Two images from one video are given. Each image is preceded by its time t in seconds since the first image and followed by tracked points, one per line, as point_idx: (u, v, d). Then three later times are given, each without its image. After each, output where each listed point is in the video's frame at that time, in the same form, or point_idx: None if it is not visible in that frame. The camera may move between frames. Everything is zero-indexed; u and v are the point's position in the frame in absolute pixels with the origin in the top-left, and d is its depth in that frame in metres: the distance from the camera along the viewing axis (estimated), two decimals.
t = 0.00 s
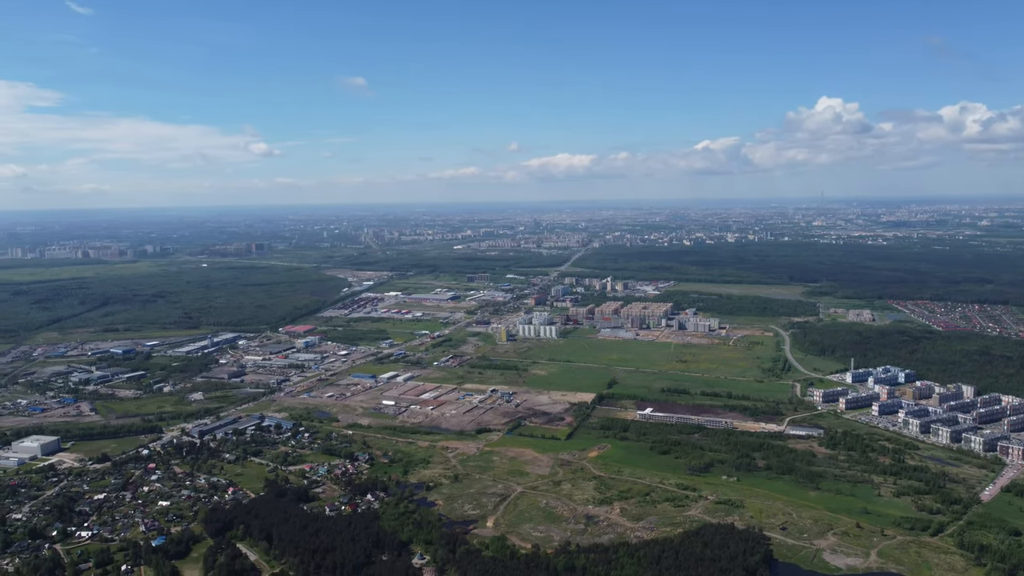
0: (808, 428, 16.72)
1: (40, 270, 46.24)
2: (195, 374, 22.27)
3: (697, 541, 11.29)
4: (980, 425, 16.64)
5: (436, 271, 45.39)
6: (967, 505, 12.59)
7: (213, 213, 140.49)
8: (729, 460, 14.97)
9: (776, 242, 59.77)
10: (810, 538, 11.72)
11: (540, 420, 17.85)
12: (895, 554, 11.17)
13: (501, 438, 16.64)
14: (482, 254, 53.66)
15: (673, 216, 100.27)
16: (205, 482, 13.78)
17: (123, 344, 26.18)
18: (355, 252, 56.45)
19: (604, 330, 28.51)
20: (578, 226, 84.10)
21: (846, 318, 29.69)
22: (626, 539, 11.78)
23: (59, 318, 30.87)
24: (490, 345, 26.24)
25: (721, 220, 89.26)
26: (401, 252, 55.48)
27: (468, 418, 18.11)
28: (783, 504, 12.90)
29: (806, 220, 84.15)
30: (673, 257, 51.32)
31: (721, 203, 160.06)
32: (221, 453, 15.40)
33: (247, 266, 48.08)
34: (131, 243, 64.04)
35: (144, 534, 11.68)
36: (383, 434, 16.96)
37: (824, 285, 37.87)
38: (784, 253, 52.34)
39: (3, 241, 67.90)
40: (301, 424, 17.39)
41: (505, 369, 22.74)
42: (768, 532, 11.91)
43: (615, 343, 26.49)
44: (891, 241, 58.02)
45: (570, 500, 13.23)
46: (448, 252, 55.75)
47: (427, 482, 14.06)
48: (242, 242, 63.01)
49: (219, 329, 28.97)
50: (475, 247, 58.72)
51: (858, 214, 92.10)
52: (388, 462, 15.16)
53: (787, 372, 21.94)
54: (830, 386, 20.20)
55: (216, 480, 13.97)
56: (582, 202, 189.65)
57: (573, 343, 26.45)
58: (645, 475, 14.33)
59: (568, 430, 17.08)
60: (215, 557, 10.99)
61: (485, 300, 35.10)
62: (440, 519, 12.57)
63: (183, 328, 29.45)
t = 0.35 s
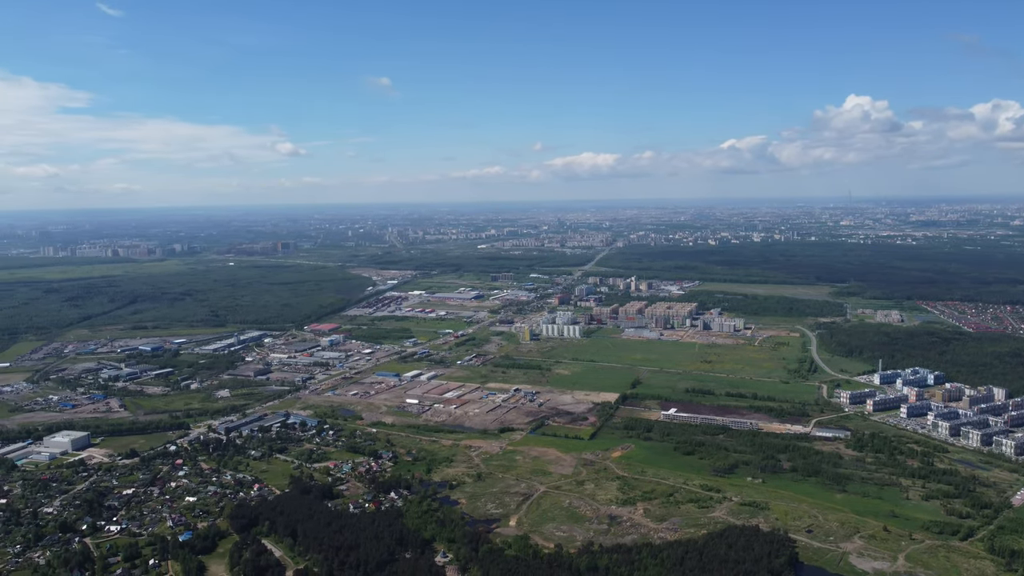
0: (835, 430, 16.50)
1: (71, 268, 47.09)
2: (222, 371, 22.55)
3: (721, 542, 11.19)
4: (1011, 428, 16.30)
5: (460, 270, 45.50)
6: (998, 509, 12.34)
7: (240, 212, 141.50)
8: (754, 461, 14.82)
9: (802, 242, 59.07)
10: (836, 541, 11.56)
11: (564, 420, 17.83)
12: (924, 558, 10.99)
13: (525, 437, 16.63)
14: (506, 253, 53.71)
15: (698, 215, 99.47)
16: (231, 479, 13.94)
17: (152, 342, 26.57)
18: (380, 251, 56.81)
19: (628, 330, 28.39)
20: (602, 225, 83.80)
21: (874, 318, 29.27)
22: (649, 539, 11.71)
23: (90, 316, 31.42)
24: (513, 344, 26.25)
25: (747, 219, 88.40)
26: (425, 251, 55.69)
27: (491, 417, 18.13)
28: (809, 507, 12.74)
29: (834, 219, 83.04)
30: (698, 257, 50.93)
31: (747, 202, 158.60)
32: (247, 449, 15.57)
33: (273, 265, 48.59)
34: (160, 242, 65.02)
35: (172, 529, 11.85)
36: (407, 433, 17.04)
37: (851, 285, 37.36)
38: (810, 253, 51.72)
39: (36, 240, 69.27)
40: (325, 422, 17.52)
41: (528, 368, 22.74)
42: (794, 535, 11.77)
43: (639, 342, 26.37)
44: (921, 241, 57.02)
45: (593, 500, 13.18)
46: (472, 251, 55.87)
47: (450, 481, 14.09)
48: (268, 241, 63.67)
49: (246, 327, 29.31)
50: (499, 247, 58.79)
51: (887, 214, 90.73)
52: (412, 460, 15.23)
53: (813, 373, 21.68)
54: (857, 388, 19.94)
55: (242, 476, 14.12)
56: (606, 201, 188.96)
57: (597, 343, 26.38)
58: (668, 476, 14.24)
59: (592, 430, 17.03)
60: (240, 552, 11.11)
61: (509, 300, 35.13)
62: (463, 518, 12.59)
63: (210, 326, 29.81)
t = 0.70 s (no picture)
0: (864, 432, 16.25)
1: (104, 266, 47.97)
2: (250, 368, 22.82)
3: (747, 544, 11.08)
4: None
5: (485, 269, 45.55)
6: None
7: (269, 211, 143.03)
8: (781, 463, 14.65)
9: (832, 241, 58.22)
10: (865, 544, 11.39)
11: (589, 420, 17.77)
12: (956, 564, 10.77)
13: (550, 436, 16.61)
14: (531, 253, 53.69)
15: (725, 214, 98.54)
16: (258, 475, 14.10)
17: (181, 339, 26.94)
18: (406, 250, 57.03)
19: (654, 330, 28.23)
20: (628, 224, 83.32)
21: (905, 319, 28.78)
22: (675, 541, 11.63)
23: (122, 313, 31.97)
24: (538, 344, 26.23)
25: (775, 218, 87.34)
26: (451, 250, 55.84)
27: (516, 416, 18.13)
28: (838, 509, 12.56)
29: (864, 218, 81.72)
30: (725, 257, 50.45)
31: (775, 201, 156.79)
32: (275, 446, 15.74)
33: (301, 263, 49.03)
34: (190, 240, 65.99)
35: (200, 524, 12.01)
36: (432, 431, 17.09)
37: (881, 286, 36.79)
38: (839, 253, 50.98)
39: (70, 238, 70.54)
40: (351, 420, 17.65)
41: (553, 368, 22.70)
42: (821, 538, 11.61)
43: (665, 342, 26.20)
44: (954, 241, 55.98)
45: (618, 501, 13.12)
46: (497, 250, 55.90)
47: (475, 480, 14.12)
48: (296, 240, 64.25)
49: (274, 325, 29.62)
50: (524, 246, 58.77)
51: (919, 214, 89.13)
52: (437, 458, 15.28)
53: (843, 374, 21.38)
54: (887, 390, 19.62)
55: (270, 473, 14.28)
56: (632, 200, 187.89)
57: (622, 343, 26.26)
58: (694, 477, 14.12)
59: (617, 430, 16.96)
60: (267, 548, 11.23)
61: (534, 299, 35.10)
62: (487, 517, 12.60)
63: (238, 324, 30.18)
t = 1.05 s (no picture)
0: (892, 435, 16.00)
1: (132, 265, 48.69)
2: (275, 366, 23.04)
3: (772, 547, 10.97)
4: None
5: (508, 269, 45.56)
6: None
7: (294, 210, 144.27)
8: (807, 465, 14.48)
9: (859, 241, 57.43)
10: (892, 548, 11.22)
11: (612, 420, 17.70)
12: (986, 569, 10.57)
13: (573, 436, 16.56)
14: (554, 252, 53.61)
15: (751, 214, 97.58)
16: (283, 472, 14.23)
17: (208, 337, 27.31)
18: (429, 249, 57.24)
19: (677, 330, 28.07)
20: (653, 223, 82.89)
21: (934, 320, 28.31)
22: (698, 542, 11.55)
23: (150, 311, 32.43)
24: (561, 343, 26.20)
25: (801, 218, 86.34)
26: (474, 250, 55.93)
27: (539, 415, 18.12)
28: (864, 512, 12.39)
29: (893, 218, 80.50)
30: (750, 256, 49.98)
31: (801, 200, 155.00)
32: (299, 444, 15.87)
33: (326, 262, 49.39)
34: (216, 239, 66.84)
35: (226, 520, 12.16)
36: (455, 430, 17.13)
37: (910, 286, 36.24)
38: (867, 253, 50.29)
39: (100, 237, 71.62)
40: (375, 418, 17.75)
41: (576, 368, 22.66)
42: (847, 541, 11.46)
43: (689, 343, 26.03)
44: (985, 241, 54.96)
45: (641, 501, 13.06)
46: (520, 249, 55.88)
47: (498, 479, 14.13)
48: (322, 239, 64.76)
49: (298, 324, 29.88)
50: (547, 245, 58.71)
51: (949, 213, 87.62)
52: (459, 457, 15.32)
53: (870, 376, 21.07)
54: (916, 392, 19.31)
55: (294, 470, 14.41)
56: (656, 200, 186.80)
57: (646, 343, 26.14)
58: (718, 478, 14.01)
59: (640, 430, 16.88)
60: (292, 545, 11.33)
61: (557, 298, 35.04)
62: (510, 516, 12.60)
63: (263, 322, 30.47)
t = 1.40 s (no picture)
0: (923, 437, 15.71)
1: (164, 263, 49.41)
2: (302, 364, 23.26)
3: (799, 550, 10.82)
4: None
5: (534, 268, 45.51)
6: None
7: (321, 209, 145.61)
8: (836, 468, 14.28)
9: (891, 241, 56.50)
10: (923, 553, 11.01)
11: (638, 420, 17.61)
12: None
13: (598, 436, 16.50)
14: (580, 252, 53.46)
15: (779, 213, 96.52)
16: (309, 469, 14.35)
17: (237, 335, 27.64)
18: (455, 248, 57.40)
19: (704, 330, 27.83)
20: (680, 223, 82.31)
21: (968, 321, 27.75)
22: (724, 544, 11.44)
23: (180, 309, 32.92)
24: (587, 343, 26.13)
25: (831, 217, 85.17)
26: (499, 249, 55.97)
27: (564, 415, 18.07)
28: (894, 516, 12.18)
29: (925, 217, 79.09)
30: (779, 256, 49.40)
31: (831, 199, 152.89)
32: (326, 441, 16.00)
33: (352, 261, 49.74)
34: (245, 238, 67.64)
35: (253, 516, 12.29)
36: (480, 429, 17.16)
37: (944, 287, 35.58)
38: (898, 253, 49.45)
39: (131, 236, 72.90)
40: (400, 416, 17.84)
41: (602, 367, 22.57)
42: (876, 545, 11.27)
43: (716, 343, 25.80)
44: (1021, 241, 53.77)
45: (667, 502, 12.97)
46: (546, 249, 55.84)
47: (523, 478, 14.12)
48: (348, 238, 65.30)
49: (325, 322, 30.12)
50: (573, 245, 58.53)
51: (985, 213, 85.75)
52: (484, 456, 15.33)
53: (900, 378, 20.72)
54: (948, 394, 18.94)
55: (321, 467, 14.53)
56: (683, 199, 185.48)
57: (672, 343, 25.96)
58: (745, 480, 13.86)
59: (666, 431, 16.76)
60: (318, 541, 11.42)
61: (583, 298, 34.93)
62: (535, 515, 12.58)
63: (291, 320, 30.78)
